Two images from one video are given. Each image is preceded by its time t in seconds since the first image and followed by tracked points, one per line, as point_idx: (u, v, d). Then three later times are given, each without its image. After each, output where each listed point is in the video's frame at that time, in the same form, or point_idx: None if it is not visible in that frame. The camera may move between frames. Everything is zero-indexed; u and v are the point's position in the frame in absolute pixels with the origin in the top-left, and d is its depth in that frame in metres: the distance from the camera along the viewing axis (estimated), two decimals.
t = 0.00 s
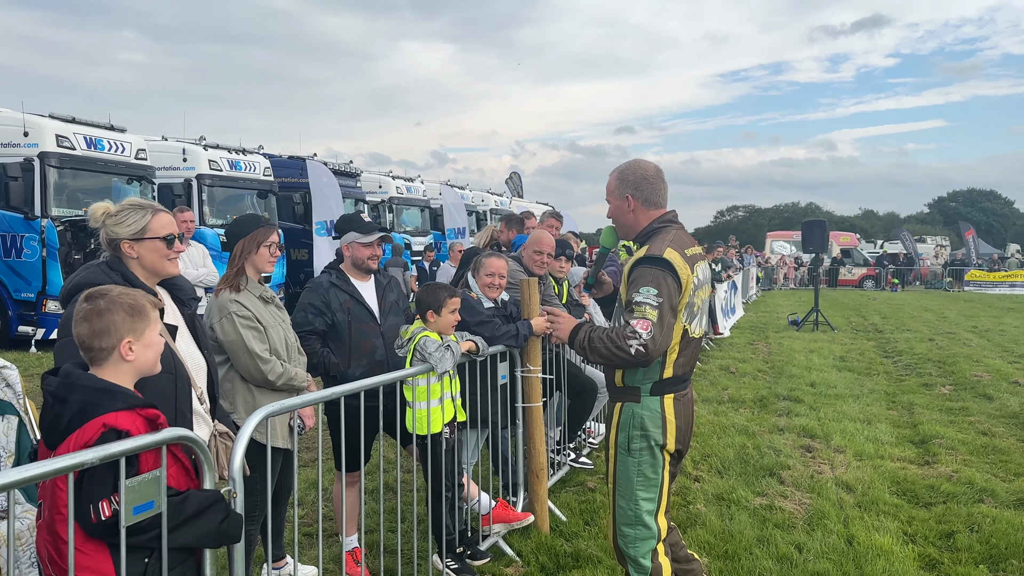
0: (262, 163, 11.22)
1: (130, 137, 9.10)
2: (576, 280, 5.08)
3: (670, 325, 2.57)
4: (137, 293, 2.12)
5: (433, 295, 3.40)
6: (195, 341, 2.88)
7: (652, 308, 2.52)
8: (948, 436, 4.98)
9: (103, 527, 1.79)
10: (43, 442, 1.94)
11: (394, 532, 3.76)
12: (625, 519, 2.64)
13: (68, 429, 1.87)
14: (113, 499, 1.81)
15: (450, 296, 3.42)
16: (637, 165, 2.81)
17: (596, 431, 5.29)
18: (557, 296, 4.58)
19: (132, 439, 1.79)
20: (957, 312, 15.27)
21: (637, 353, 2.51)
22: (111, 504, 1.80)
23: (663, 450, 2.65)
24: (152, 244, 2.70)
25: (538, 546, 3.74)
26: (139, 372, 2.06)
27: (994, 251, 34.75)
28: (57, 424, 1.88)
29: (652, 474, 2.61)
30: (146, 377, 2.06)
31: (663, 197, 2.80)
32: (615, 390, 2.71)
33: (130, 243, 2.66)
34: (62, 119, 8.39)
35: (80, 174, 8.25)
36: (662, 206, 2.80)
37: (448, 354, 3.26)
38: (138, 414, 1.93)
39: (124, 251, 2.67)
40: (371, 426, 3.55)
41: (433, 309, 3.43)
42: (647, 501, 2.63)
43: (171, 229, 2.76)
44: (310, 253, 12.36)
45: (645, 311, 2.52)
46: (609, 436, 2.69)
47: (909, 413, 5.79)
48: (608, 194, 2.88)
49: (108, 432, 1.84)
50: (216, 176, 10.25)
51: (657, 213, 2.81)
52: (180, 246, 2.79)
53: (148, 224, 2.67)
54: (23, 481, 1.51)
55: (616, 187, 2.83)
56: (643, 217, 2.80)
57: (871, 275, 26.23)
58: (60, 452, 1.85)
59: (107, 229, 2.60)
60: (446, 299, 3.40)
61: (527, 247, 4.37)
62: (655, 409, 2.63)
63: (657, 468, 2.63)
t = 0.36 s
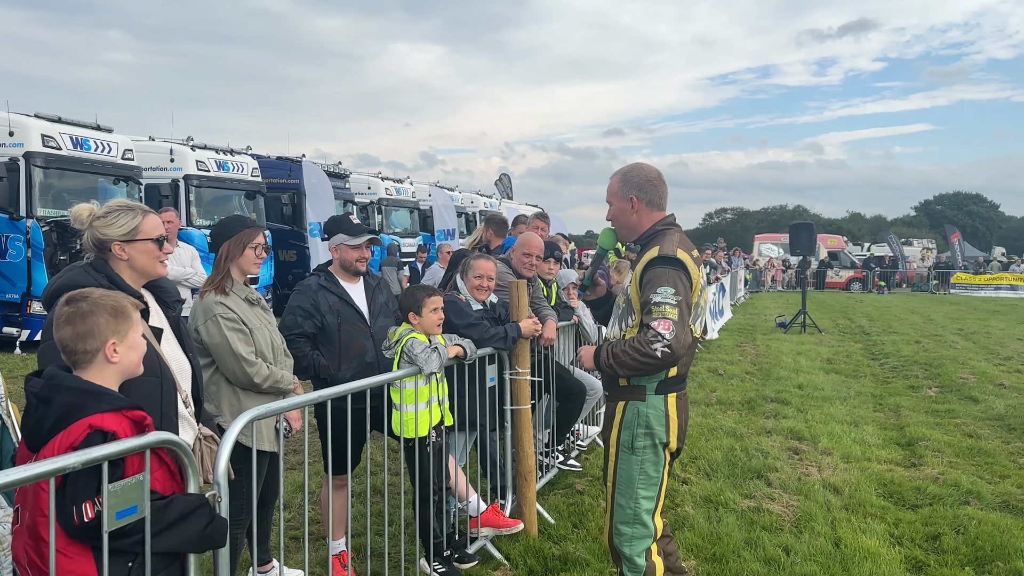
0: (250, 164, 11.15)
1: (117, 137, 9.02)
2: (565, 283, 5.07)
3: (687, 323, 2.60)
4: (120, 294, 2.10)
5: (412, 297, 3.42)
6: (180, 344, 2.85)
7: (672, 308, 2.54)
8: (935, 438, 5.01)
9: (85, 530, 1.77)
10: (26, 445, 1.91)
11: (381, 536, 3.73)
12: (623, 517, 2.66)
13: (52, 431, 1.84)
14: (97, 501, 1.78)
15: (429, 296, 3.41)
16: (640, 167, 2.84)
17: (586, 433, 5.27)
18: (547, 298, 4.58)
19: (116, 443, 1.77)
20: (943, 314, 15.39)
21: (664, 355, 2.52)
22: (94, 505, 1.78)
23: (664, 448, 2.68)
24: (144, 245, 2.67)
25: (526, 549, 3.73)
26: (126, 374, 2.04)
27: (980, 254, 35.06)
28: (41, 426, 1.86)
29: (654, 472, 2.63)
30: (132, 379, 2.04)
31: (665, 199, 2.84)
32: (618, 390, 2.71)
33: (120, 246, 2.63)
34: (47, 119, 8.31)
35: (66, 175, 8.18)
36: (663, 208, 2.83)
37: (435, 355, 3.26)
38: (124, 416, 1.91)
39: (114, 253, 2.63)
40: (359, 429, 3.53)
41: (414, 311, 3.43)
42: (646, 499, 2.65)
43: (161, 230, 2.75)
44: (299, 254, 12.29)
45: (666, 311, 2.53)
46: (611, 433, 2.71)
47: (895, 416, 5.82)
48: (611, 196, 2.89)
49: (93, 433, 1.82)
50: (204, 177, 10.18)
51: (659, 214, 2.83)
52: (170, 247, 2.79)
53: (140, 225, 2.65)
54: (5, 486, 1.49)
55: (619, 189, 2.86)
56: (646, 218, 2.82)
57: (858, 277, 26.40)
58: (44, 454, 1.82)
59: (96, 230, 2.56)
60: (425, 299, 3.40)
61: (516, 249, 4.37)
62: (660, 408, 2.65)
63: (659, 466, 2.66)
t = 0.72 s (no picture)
0: (235, 163, 11.08)
1: (101, 135, 8.93)
2: (552, 283, 5.07)
3: (697, 318, 2.64)
4: (108, 293, 2.08)
5: (398, 297, 3.39)
6: (163, 344, 2.82)
7: (683, 303, 2.58)
8: (918, 438, 5.06)
9: (66, 524, 1.75)
10: (13, 437, 1.89)
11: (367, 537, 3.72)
12: (625, 508, 2.69)
13: (40, 421, 1.82)
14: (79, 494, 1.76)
15: (415, 298, 3.38)
16: (642, 171, 2.86)
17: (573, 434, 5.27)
18: (534, 299, 4.57)
19: (98, 445, 1.74)
20: (926, 315, 15.57)
21: (676, 349, 2.55)
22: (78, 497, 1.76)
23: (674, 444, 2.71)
24: (129, 244, 2.65)
25: (512, 550, 3.72)
26: (115, 373, 2.02)
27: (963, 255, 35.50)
28: (29, 418, 1.83)
29: (662, 468, 2.66)
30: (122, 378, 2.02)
31: (666, 202, 2.87)
32: (628, 386, 2.73)
33: (106, 245, 2.60)
34: (30, 117, 8.21)
35: (48, 173, 8.09)
36: (665, 211, 2.85)
37: (421, 351, 3.24)
38: (111, 409, 1.89)
39: (99, 252, 2.60)
40: (344, 430, 3.51)
41: (399, 311, 3.41)
42: (651, 493, 2.68)
43: (146, 230, 2.73)
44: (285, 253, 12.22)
45: (676, 307, 2.57)
46: (622, 427, 2.74)
47: (879, 416, 5.87)
48: (613, 198, 2.90)
49: (81, 424, 1.79)
50: (189, 176, 10.10)
51: (661, 218, 2.86)
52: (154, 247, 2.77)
53: (126, 224, 2.63)
54: None
55: (622, 192, 2.86)
56: (648, 221, 2.84)
57: (842, 278, 26.63)
58: (31, 443, 1.79)
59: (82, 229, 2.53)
60: (410, 300, 3.37)
61: (503, 249, 4.36)
62: (672, 404, 2.68)
63: (668, 462, 2.68)
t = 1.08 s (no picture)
0: (218, 159, 10.99)
1: (81, 131, 8.82)
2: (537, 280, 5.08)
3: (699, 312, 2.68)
4: (100, 290, 2.07)
5: (384, 296, 3.41)
6: (145, 342, 2.79)
7: (685, 298, 2.60)
8: (899, 435, 5.13)
9: (49, 520, 1.73)
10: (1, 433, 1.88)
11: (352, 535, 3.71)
12: (621, 499, 2.72)
13: (28, 417, 1.81)
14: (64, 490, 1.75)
15: (400, 298, 3.40)
16: (640, 170, 2.88)
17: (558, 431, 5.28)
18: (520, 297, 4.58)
19: (80, 443, 1.71)
20: (907, 314, 15.78)
21: (679, 341, 2.57)
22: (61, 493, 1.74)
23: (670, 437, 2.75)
24: (115, 240, 2.64)
25: (497, 547, 3.74)
26: (105, 370, 2.00)
27: (944, 255, 35.96)
28: (16, 414, 1.82)
29: (658, 460, 2.70)
30: (112, 375, 2.00)
31: (663, 200, 2.90)
32: (630, 382, 2.76)
33: (92, 242, 2.58)
34: (8, 112, 8.09)
35: (28, 169, 7.98)
36: (661, 209, 2.89)
37: (409, 350, 3.25)
38: (99, 407, 1.88)
39: (84, 249, 2.57)
40: (329, 428, 3.50)
41: (385, 310, 3.43)
42: (647, 484, 2.71)
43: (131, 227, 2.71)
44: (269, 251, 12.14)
45: (680, 301, 2.59)
46: (621, 421, 2.76)
47: (860, 413, 5.95)
48: (611, 196, 2.91)
49: (68, 421, 1.78)
50: (171, 172, 10.01)
51: (658, 216, 2.89)
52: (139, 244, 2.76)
53: (111, 221, 2.61)
54: None
55: (620, 190, 2.88)
56: (646, 219, 2.87)
57: (825, 277, 26.89)
58: (17, 440, 1.78)
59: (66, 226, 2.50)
60: (396, 301, 3.39)
61: (488, 247, 4.37)
62: (673, 398, 2.72)
63: (664, 455, 2.73)
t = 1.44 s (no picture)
0: (200, 152, 10.86)
1: (63, 123, 8.68)
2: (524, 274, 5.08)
3: (682, 304, 2.68)
4: (87, 284, 2.03)
5: (375, 290, 3.38)
6: (131, 335, 2.76)
7: (670, 287, 2.61)
8: (883, 429, 5.20)
9: (37, 517, 1.71)
10: None
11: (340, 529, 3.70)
12: (637, 500, 2.74)
13: (16, 413, 1.79)
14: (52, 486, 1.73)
15: (392, 292, 3.39)
16: (632, 163, 2.88)
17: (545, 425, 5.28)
18: (507, 291, 4.58)
19: (68, 437, 1.69)
20: (889, 308, 15.99)
21: (656, 326, 2.59)
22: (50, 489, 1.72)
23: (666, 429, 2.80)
24: (101, 233, 2.59)
25: (485, 541, 3.74)
26: (93, 365, 1.98)
27: (925, 251, 36.45)
28: (4, 409, 1.81)
29: (663, 453, 2.74)
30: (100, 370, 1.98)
31: (655, 193, 2.90)
32: (618, 376, 2.77)
33: (78, 235, 2.54)
34: None
35: (8, 161, 7.84)
36: (654, 203, 2.89)
37: (397, 340, 3.24)
38: (88, 403, 1.85)
39: (70, 242, 2.54)
40: (317, 422, 3.49)
41: (375, 304, 3.40)
42: (657, 480, 2.75)
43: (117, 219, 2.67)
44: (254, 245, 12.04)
45: (664, 289, 2.60)
46: (615, 420, 2.76)
47: (844, 407, 6.03)
48: (603, 189, 2.91)
49: (55, 418, 1.76)
50: (154, 165, 9.87)
51: (650, 210, 2.90)
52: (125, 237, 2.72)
53: (97, 213, 2.57)
54: None
55: (612, 183, 2.88)
56: (638, 213, 2.87)
57: (808, 272, 27.16)
58: (5, 436, 1.76)
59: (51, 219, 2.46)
60: (389, 295, 3.37)
61: (477, 241, 4.36)
62: (662, 392, 2.76)
63: (665, 447, 2.77)
